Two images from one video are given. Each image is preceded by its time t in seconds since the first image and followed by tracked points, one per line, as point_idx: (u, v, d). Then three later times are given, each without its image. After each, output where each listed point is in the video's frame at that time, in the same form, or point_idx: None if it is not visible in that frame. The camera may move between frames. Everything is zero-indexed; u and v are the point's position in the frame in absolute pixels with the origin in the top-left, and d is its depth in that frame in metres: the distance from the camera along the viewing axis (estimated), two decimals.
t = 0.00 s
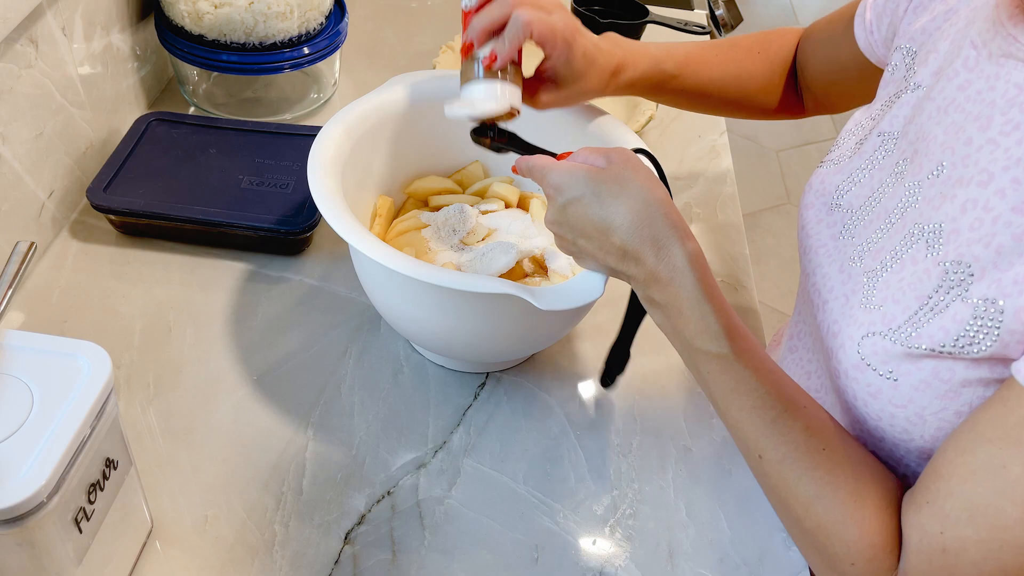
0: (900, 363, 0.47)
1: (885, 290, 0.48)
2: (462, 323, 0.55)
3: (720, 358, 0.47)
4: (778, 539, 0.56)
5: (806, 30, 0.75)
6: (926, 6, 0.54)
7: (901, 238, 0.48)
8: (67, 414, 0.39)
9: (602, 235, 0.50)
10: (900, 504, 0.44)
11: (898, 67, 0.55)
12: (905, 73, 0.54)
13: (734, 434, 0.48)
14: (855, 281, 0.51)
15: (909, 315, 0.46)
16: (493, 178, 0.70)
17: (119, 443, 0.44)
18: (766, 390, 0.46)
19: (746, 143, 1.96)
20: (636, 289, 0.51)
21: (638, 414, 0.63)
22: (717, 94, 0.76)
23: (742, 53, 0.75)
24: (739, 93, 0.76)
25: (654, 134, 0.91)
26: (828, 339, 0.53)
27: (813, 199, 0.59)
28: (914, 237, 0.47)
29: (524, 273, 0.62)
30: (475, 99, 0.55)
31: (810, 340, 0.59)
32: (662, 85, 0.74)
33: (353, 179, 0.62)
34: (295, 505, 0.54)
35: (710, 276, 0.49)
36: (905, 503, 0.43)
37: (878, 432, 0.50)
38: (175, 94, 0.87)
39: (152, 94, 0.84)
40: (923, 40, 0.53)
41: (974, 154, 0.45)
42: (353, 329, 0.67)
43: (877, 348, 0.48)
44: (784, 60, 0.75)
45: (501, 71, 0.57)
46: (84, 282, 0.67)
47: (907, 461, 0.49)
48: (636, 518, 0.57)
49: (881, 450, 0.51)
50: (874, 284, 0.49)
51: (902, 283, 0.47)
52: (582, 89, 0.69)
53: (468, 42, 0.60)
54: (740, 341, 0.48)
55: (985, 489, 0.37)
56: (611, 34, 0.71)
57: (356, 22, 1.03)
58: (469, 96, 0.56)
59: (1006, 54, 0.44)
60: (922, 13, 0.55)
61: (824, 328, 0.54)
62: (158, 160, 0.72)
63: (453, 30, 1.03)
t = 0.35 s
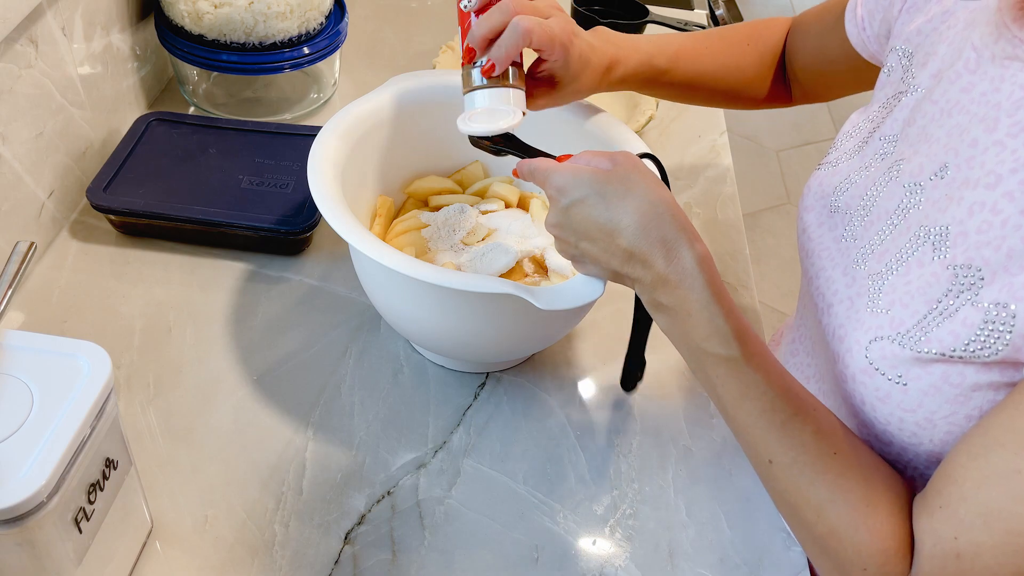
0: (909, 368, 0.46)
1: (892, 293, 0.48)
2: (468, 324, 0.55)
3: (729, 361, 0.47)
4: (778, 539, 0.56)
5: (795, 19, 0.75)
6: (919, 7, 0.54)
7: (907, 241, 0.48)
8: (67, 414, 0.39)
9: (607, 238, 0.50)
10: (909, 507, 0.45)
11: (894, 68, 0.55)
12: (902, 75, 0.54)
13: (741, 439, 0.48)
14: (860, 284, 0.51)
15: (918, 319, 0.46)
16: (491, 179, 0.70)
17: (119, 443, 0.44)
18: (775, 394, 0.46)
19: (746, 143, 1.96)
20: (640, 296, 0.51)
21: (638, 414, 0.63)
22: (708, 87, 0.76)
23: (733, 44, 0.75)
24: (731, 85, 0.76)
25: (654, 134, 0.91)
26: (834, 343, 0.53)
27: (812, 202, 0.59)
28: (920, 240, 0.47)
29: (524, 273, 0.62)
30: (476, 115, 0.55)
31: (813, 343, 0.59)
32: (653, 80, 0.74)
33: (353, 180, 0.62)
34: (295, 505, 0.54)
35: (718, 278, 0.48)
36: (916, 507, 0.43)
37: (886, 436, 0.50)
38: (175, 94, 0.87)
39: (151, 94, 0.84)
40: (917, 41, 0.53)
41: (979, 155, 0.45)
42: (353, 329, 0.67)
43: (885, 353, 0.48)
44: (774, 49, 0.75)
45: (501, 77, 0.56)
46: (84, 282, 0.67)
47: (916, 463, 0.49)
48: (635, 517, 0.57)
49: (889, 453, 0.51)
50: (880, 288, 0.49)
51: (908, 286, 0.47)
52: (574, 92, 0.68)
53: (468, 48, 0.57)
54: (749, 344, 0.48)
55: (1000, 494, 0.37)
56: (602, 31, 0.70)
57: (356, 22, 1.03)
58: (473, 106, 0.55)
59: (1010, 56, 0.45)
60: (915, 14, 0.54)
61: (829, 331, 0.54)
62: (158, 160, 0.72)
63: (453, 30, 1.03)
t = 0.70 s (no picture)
0: (909, 366, 0.46)
1: (892, 291, 0.48)
2: (467, 323, 0.55)
3: (726, 356, 0.47)
4: (778, 539, 0.56)
5: (784, 20, 0.75)
6: (917, 6, 0.54)
7: (906, 239, 0.48)
8: (67, 414, 0.39)
9: (604, 232, 0.50)
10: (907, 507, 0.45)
11: (891, 67, 0.55)
12: (900, 74, 0.54)
13: (736, 436, 0.47)
14: (859, 281, 0.51)
15: (917, 317, 0.46)
16: (491, 179, 0.70)
17: (119, 443, 0.44)
18: (773, 390, 0.46)
19: (746, 143, 1.96)
20: (638, 291, 0.51)
21: (638, 414, 0.63)
22: (692, 83, 0.75)
23: (718, 42, 0.74)
24: (715, 83, 0.75)
25: (654, 134, 0.91)
26: (833, 342, 0.53)
27: (810, 200, 0.59)
28: (919, 237, 0.47)
29: (524, 273, 0.62)
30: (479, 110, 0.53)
31: (812, 342, 0.59)
32: (636, 76, 0.73)
33: (352, 179, 0.62)
34: (295, 505, 0.54)
35: (716, 274, 0.49)
36: (912, 504, 0.43)
37: (886, 435, 0.50)
38: (175, 93, 0.87)
39: (151, 94, 0.84)
40: (916, 40, 0.53)
41: (978, 152, 0.45)
42: (353, 329, 0.67)
43: (885, 351, 0.48)
44: (761, 49, 0.75)
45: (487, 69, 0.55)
46: (84, 282, 0.67)
47: (915, 463, 0.49)
48: (635, 517, 0.57)
49: (889, 451, 0.51)
50: (879, 286, 0.49)
51: (908, 285, 0.47)
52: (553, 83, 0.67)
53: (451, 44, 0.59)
54: (746, 339, 0.48)
55: (1001, 492, 0.37)
56: (586, 22, 0.69)
57: (356, 22, 1.03)
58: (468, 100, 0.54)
59: (1011, 55, 0.45)
60: (913, 13, 0.54)
61: (827, 330, 0.54)
62: (158, 160, 0.72)
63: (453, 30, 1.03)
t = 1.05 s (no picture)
0: (910, 362, 0.46)
1: (893, 287, 0.48)
2: (467, 323, 0.55)
3: (725, 356, 0.47)
4: (778, 539, 0.56)
5: (776, 16, 0.75)
6: (916, 4, 0.54)
7: (907, 235, 0.48)
8: (67, 414, 0.39)
9: (598, 230, 0.51)
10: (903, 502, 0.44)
11: (891, 65, 0.55)
12: (901, 71, 0.54)
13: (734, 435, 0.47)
14: (860, 277, 0.51)
15: (919, 312, 0.46)
16: (490, 179, 0.70)
17: (119, 443, 0.44)
18: (772, 389, 0.46)
19: (746, 143, 1.96)
20: (630, 288, 0.51)
21: (638, 414, 0.63)
22: (683, 83, 0.75)
23: (708, 40, 0.74)
24: (705, 82, 0.75)
25: (653, 134, 0.91)
26: (833, 338, 0.52)
27: (810, 197, 0.59)
28: (920, 233, 0.47)
29: (524, 273, 0.61)
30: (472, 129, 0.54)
31: (811, 339, 0.59)
32: (626, 77, 0.73)
33: (353, 178, 0.62)
34: (295, 505, 0.54)
35: (708, 269, 0.49)
36: (908, 499, 0.43)
37: (886, 433, 0.50)
38: (175, 93, 0.87)
39: (151, 94, 0.84)
40: (917, 38, 0.53)
41: (980, 148, 0.45)
42: (353, 329, 0.67)
43: (886, 347, 0.48)
44: (753, 47, 0.75)
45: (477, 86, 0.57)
46: (84, 282, 0.67)
47: (915, 460, 0.49)
48: (635, 517, 0.57)
49: (889, 449, 0.51)
50: (880, 282, 0.49)
51: (910, 281, 0.47)
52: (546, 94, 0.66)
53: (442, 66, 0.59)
54: (739, 333, 0.48)
55: (1001, 488, 0.37)
56: (573, 27, 0.69)
57: (356, 22, 1.03)
58: (462, 118, 0.56)
59: (1013, 51, 0.45)
60: (913, 11, 0.54)
61: (828, 326, 0.54)
62: (158, 160, 0.72)
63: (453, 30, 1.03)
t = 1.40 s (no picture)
0: (912, 361, 0.46)
1: (893, 285, 0.48)
2: (467, 323, 0.55)
3: (720, 355, 0.47)
4: (778, 539, 0.56)
5: (774, 12, 0.75)
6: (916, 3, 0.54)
7: (907, 233, 0.48)
8: (67, 414, 0.39)
9: (588, 233, 0.50)
10: (901, 501, 0.44)
11: (890, 64, 0.55)
12: (900, 70, 0.54)
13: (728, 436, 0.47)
14: (859, 276, 0.51)
15: (920, 311, 0.46)
16: (490, 179, 0.70)
17: (119, 443, 0.44)
18: (769, 390, 0.46)
19: (746, 143, 1.96)
20: (621, 292, 0.51)
21: (638, 414, 0.63)
22: (681, 72, 0.75)
23: (706, 31, 0.74)
24: (702, 73, 0.75)
25: (653, 134, 0.91)
26: (833, 338, 0.52)
27: (809, 197, 0.59)
28: (921, 231, 0.47)
29: (524, 273, 0.61)
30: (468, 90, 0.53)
31: (809, 339, 0.59)
32: (623, 63, 0.73)
33: (352, 178, 0.62)
34: (295, 505, 0.54)
35: (699, 272, 0.49)
36: (907, 499, 0.43)
37: (887, 432, 0.50)
38: (175, 93, 0.87)
39: (151, 93, 0.84)
40: (916, 36, 0.53)
41: (982, 146, 0.45)
42: (353, 329, 0.67)
43: (887, 346, 0.48)
44: (750, 41, 0.75)
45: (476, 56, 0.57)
46: (84, 282, 0.67)
47: (915, 459, 0.49)
48: (634, 516, 0.57)
49: (889, 448, 0.51)
50: (880, 281, 0.49)
51: (911, 279, 0.47)
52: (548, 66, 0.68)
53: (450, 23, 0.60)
54: (732, 334, 0.48)
55: (1001, 485, 0.37)
56: (573, 5, 0.69)
57: (356, 22, 1.03)
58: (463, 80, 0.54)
59: (1015, 50, 0.45)
60: (913, 9, 0.54)
61: (827, 326, 0.54)
62: (158, 160, 0.72)
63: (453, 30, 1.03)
